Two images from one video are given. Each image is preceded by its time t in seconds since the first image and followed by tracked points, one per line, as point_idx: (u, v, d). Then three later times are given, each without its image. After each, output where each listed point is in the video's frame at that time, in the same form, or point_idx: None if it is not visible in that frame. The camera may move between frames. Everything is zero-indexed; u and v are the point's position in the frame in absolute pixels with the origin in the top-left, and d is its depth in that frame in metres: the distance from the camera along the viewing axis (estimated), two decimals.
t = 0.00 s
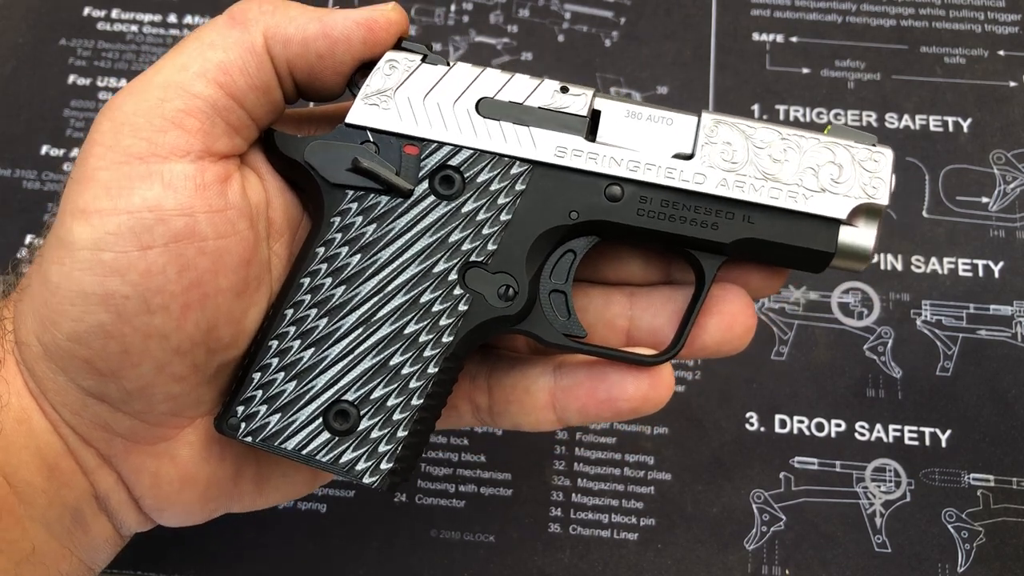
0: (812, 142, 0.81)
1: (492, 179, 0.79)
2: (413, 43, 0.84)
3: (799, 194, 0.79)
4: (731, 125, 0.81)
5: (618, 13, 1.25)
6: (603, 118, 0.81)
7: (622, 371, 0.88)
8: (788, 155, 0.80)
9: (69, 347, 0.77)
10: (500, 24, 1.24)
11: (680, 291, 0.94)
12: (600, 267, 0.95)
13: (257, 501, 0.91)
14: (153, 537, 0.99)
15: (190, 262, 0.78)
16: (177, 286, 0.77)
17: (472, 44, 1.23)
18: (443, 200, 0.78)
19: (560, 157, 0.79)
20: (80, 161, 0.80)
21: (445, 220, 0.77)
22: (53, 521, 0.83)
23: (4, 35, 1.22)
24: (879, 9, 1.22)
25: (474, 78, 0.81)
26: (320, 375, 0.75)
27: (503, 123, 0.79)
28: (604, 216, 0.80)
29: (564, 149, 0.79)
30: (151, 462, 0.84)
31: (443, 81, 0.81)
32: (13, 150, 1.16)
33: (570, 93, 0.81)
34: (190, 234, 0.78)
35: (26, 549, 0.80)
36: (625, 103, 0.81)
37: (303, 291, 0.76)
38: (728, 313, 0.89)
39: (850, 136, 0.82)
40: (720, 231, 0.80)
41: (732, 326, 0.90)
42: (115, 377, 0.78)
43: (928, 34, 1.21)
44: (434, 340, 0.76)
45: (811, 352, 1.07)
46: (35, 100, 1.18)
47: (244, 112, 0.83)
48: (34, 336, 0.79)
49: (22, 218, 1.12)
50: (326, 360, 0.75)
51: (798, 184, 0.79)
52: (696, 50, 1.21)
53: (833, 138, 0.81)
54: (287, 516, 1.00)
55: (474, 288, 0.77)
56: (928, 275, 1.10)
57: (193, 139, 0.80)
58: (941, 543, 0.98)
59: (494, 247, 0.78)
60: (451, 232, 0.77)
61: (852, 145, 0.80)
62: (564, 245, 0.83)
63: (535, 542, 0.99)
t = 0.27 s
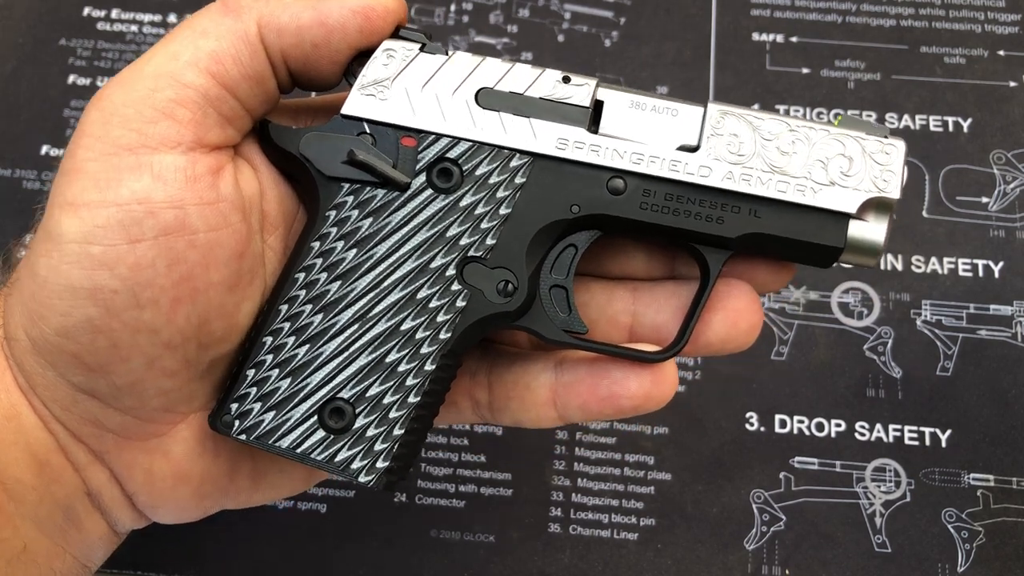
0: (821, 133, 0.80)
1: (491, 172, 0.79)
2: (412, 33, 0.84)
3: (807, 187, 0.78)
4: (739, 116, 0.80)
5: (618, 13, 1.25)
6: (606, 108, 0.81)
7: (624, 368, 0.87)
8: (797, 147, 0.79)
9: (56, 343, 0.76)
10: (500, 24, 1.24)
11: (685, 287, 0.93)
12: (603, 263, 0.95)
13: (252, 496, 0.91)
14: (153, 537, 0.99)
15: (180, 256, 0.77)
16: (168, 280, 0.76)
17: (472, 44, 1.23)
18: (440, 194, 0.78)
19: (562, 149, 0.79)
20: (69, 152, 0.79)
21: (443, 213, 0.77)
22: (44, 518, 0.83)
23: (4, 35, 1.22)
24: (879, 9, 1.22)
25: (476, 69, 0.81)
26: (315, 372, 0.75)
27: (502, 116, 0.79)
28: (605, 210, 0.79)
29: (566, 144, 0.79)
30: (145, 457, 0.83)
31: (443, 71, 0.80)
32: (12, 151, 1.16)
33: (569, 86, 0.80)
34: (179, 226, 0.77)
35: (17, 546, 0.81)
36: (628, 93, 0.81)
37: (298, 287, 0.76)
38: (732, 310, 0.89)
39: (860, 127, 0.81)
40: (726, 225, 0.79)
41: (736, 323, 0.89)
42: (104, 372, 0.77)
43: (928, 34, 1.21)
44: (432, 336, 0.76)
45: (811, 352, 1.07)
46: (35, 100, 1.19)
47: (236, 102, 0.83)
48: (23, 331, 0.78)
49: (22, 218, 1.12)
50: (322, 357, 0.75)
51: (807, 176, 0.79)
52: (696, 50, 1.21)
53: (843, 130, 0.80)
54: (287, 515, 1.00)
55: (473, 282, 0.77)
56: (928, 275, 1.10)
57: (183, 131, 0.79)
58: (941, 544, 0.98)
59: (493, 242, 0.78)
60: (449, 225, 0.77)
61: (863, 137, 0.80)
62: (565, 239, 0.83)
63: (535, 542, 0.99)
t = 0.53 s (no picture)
0: (772, 92, 0.80)
1: (448, 185, 0.79)
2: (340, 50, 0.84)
3: (766, 149, 0.79)
4: (687, 87, 0.81)
5: (618, 13, 1.25)
6: (552, 101, 0.81)
7: (614, 355, 0.88)
8: (751, 109, 0.80)
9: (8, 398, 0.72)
10: (499, 24, 1.24)
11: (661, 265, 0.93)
12: (575, 254, 0.95)
13: (229, 546, 0.87)
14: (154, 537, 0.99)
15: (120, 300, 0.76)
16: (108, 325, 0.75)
17: (472, 44, 1.23)
18: (401, 216, 0.78)
19: (514, 150, 0.79)
20: None
21: (406, 236, 0.77)
22: None
23: (4, 35, 1.22)
24: (879, 9, 1.22)
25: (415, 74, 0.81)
26: (306, 417, 0.75)
27: (449, 127, 0.79)
28: (569, 204, 0.80)
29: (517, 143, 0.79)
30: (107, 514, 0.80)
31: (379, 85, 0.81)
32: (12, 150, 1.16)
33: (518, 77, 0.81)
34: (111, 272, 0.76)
35: None
36: (575, 82, 0.81)
37: (273, 335, 0.76)
38: (715, 282, 0.90)
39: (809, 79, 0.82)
40: (691, 200, 0.79)
41: (720, 294, 0.90)
42: (51, 431, 0.74)
43: (928, 34, 1.21)
44: (416, 361, 0.76)
45: (811, 352, 1.07)
46: (35, 100, 1.19)
47: (160, 142, 0.82)
48: None
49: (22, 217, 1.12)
50: (310, 402, 0.75)
51: (765, 137, 0.79)
52: (696, 50, 1.21)
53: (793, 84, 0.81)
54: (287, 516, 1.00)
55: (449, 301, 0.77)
56: (928, 275, 1.10)
57: (106, 175, 0.78)
58: (941, 544, 0.97)
59: (462, 255, 0.78)
60: (414, 248, 0.77)
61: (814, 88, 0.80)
62: (534, 239, 0.83)
63: (535, 542, 0.99)
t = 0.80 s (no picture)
0: (756, 42, 0.80)
1: (433, 168, 0.79)
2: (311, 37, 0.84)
3: (754, 102, 0.79)
4: (669, 42, 0.80)
5: (618, 13, 1.25)
6: (532, 69, 0.80)
7: (624, 324, 0.88)
8: (735, 60, 0.80)
9: None
10: (500, 24, 1.24)
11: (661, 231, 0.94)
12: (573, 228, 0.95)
13: (223, 554, 0.86)
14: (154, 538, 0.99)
15: (94, 303, 0.76)
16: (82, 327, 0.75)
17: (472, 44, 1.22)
18: (388, 203, 0.78)
19: (498, 125, 0.79)
20: None
21: (396, 223, 0.77)
22: None
23: (4, 35, 1.22)
24: (879, 9, 1.22)
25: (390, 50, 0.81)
26: (312, 416, 0.75)
27: (428, 104, 0.79)
28: (557, 175, 0.80)
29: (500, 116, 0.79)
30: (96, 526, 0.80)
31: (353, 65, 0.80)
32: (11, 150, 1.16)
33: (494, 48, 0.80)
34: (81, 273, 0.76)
35: None
36: (553, 49, 0.80)
37: (270, 335, 0.76)
38: (718, 242, 0.91)
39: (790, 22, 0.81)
40: (683, 159, 0.79)
41: (724, 253, 0.91)
42: (26, 441, 0.74)
43: (928, 34, 1.21)
44: (417, 349, 0.76)
45: (811, 352, 1.07)
46: (35, 100, 1.18)
47: (126, 144, 0.82)
48: None
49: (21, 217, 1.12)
50: (314, 400, 0.75)
51: (753, 88, 0.79)
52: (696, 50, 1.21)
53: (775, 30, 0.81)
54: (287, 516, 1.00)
55: (445, 284, 0.77)
56: (928, 275, 1.10)
57: (71, 178, 0.78)
58: (941, 544, 0.97)
59: (454, 238, 0.78)
60: (405, 234, 0.77)
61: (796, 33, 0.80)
62: (527, 214, 0.83)
63: (535, 542, 0.99)
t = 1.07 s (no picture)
0: (776, 61, 0.80)
1: (449, 177, 0.79)
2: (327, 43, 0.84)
3: (772, 122, 0.79)
4: (690, 58, 0.80)
5: (618, 13, 1.25)
6: (551, 83, 0.80)
7: (634, 338, 0.88)
8: (755, 79, 0.80)
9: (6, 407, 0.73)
10: (500, 24, 1.24)
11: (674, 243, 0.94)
12: (585, 237, 0.95)
13: (236, 551, 0.86)
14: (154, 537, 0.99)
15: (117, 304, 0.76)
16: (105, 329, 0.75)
17: (472, 44, 1.22)
18: (403, 211, 0.77)
19: (515, 136, 0.79)
20: None
21: (410, 231, 0.77)
22: None
23: (4, 35, 1.22)
24: (879, 9, 1.22)
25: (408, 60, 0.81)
26: (321, 419, 0.75)
27: (445, 114, 0.79)
28: (573, 188, 0.79)
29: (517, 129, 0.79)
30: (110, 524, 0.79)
31: (371, 75, 0.80)
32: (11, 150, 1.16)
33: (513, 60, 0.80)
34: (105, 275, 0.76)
35: None
36: (571, 62, 0.80)
37: (282, 338, 0.76)
38: (731, 256, 0.91)
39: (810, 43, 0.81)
40: (699, 176, 0.79)
41: (737, 268, 0.91)
42: (45, 438, 0.74)
43: (928, 34, 1.21)
44: (427, 357, 0.76)
45: (811, 352, 1.07)
46: (36, 100, 1.18)
47: (149, 145, 0.82)
48: None
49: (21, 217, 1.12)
50: (323, 404, 0.75)
51: (772, 107, 0.79)
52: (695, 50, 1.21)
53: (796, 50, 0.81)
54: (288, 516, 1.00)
55: (457, 293, 0.77)
56: (928, 275, 1.10)
57: (93, 178, 0.78)
58: (941, 544, 0.97)
59: (468, 247, 0.78)
60: (419, 242, 0.77)
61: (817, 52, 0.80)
62: (541, 225, 0.83)
63: (535, 542, 0.98)
